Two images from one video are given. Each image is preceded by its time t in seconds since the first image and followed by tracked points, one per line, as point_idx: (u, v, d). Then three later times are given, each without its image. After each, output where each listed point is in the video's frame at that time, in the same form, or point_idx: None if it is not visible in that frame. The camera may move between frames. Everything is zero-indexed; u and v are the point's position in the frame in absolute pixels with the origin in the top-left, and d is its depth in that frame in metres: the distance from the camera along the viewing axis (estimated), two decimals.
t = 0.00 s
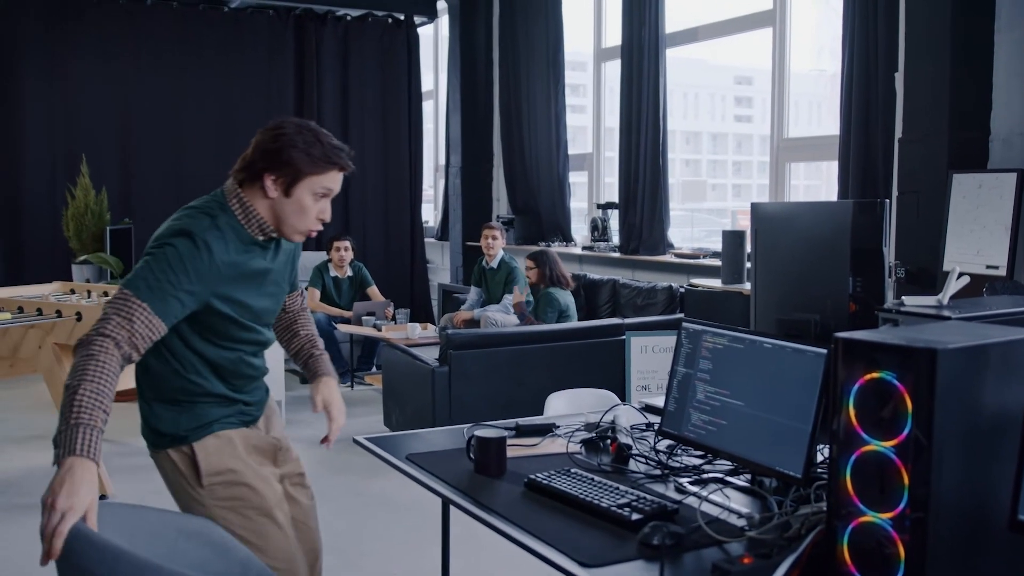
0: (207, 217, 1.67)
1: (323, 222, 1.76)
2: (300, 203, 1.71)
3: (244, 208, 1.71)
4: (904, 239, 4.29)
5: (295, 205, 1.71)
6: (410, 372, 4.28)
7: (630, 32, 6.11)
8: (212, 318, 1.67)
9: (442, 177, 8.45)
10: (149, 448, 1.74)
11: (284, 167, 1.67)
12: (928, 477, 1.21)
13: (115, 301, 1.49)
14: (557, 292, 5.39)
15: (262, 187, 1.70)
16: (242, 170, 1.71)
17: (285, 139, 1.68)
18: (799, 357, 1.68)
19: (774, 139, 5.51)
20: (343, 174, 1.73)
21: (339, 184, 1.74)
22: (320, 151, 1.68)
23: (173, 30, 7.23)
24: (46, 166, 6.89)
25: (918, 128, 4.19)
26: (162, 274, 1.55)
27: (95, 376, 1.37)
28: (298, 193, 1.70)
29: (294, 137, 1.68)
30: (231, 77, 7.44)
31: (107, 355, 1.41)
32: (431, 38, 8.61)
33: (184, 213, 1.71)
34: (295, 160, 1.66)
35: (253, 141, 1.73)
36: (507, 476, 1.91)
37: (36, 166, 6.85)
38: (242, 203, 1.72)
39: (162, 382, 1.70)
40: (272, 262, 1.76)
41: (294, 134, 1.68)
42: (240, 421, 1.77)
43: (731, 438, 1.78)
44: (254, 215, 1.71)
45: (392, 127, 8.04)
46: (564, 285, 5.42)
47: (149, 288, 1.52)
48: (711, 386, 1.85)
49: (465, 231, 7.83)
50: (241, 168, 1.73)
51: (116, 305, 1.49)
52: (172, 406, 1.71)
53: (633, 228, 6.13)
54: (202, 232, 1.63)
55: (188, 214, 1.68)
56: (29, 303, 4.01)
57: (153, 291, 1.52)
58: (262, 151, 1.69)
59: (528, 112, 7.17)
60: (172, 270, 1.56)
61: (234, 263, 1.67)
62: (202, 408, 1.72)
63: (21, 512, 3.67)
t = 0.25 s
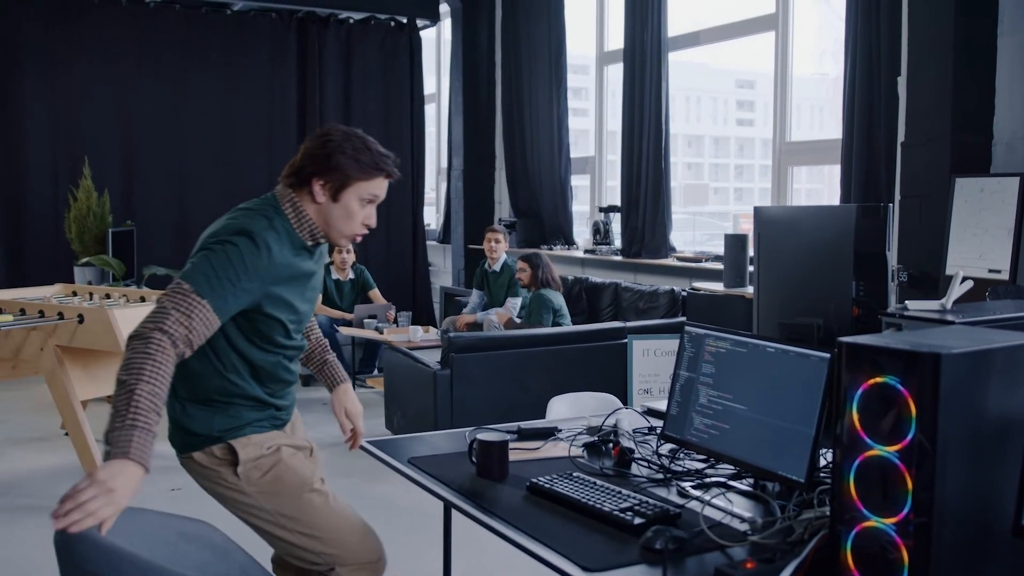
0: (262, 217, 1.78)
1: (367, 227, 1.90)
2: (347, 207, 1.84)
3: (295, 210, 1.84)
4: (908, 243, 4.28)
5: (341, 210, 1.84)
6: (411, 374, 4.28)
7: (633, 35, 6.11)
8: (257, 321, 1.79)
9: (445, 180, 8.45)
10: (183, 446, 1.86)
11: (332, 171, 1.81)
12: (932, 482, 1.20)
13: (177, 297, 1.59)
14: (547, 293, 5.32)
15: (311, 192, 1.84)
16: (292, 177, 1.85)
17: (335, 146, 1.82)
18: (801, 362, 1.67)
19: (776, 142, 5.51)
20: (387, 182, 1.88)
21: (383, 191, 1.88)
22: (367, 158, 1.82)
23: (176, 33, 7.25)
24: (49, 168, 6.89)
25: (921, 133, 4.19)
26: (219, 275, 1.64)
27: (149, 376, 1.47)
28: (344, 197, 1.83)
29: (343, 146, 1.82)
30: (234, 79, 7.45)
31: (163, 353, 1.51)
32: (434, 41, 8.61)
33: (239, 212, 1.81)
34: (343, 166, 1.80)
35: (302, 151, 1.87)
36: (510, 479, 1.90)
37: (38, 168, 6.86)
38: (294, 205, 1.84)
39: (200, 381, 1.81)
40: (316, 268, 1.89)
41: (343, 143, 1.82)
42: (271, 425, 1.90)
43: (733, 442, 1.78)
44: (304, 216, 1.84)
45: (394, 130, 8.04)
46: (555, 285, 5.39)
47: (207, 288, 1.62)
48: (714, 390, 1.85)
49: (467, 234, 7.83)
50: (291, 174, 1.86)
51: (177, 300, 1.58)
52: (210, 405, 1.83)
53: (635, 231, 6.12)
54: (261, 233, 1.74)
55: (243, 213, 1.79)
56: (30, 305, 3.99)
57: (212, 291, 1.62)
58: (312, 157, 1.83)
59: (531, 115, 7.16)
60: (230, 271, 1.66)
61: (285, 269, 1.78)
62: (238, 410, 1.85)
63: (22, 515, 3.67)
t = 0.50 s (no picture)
0: (300, 214, 1.80)
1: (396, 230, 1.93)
2: (379, 209, 1.87)
3: (329, 212, 1.85)
4: (908, 244, 4.28)
5: (374, 212, 1.87)
6: (412, 375, 4.28)
7: (633, 36, 6.11)
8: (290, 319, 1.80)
9: (445, 181, 8.45)
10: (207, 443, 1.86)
11: (366, 175, 1.84)
12: (934, 483, 1.20)
13: (212, 293, 1.63)
14: (544, 292, 5.31)
15: (343, 195, 1.86)
16: (325, 181, 1.87)
17: (368, 151, 1.85)
18: (803, 362, 1.67)
19: (777, 143, 5.51)
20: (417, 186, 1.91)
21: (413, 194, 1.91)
22: (400, 163, 1.86)
23: (177, 34, 7.25)
24: (49, 169, 6.89)
25: (922, 134, 4.18)
26: (257, 270, 1.67)
27: (206, 379, 1.57)
28: (377, 201, 1.86)
29: (376, 150, 1.86)
30: (234, 80, 7.45)
31: (210, 351, 1.59)
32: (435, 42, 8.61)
33: (277, 208, 1.83)
34: (377, 170, 1.84)
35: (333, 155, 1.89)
36: (510, 480, 1.90)
37: (39, 169, 6.86)
38: (329, 207, 1.86)
39: (230, 378, 1.82)
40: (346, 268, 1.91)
41: (376, 147, 1.86)
42: (297, 428, 1.89)
43: (734, 443, 1.78)
44: (337, 218, 1.86)
45: (395, 131, 8.04)
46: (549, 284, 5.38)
47: (245, 284, 1.66)
48: (715, 391, 1.84)
49: (468, 234, 7.84)
50: (323, 178, 1.89)
51: (214, 297, 1.63)
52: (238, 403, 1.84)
53: (636, 232, 6.12)
54: (303, 229, 1.76)
55: (281, 210, 1.81)
56: (32, 306, 4.01)
57: (251, 287, 1.66)
58: (345, 161, 1.85)
59: (532, 116, 7.16)
60: (268, 265, 1.68)
61: (324, 265, 1.80)
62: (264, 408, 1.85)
63: (23, 515, 3.66)
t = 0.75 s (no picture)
0: (348, 214, 1.74)
1: (432, 236, 1.88)
2: (418, 215, 1.82)
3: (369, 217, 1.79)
4: (909, 243, 4.28)
5: (412, 218, 1.82)
6: (413, 374, 4.27)
7: (634, 35, 6.10)
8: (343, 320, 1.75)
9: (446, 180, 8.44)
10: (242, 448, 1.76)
11: (405, 181, 1.79)
12: (936, 482, 1.20)
13: (284, 299, 1.58)
14: (545, 290, 5.30)
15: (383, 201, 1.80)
16: (363, 187, 1.81)
17: (407, 156, 1.80)
18: (804, 361, 1.67)
19: (778, 142, 5.50)
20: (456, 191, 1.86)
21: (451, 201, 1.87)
22: (438, 169, 1.81)
23: (177, 34, 7.25)
24: (50, 169, 6.89)
25: (922, 133, 4.18)
26: (323, 271, 1.61)
27: (297, 389, 1.57)
28: (416, 207, 1.81)
29: (414, 156, 1.81)
30: (235, 80, 7.45)
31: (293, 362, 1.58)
32: (435, 41, 8.60)
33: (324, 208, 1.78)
34: (416, 176, 1.79)
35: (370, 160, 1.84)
36: (512, 480, 1.90)
37: (40, 169, 6.86)
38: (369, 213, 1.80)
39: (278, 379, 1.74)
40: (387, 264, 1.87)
41: (415, 153, 1.81)
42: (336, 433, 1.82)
43: (736, 442, 1.78)
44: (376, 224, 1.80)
45: (395, 131, 8.04)
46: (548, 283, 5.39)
47: (313, 285, 1.60)
48: (717, 390, 1.84)
49: (468, 234, 7.84)
50: (361, 184, 1.83)
51: (286, 304, 1.57)
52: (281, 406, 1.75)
53: (636, 231, 6.12)
54: (358, 226, 1.71)
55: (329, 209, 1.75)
56: (33, 306, 4.02)
57: (320, 288, 1.60)
58: (384, 166, 1.80)
59: (532, 115, 7.16)
60: (332, 266, 1.63)
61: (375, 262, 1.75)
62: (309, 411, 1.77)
63: (24, 515, 3.66)
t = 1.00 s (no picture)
0: (397, 222, 1.72)
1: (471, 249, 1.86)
2: (458, 229, 1.80)
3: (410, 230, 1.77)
4: (909, 241, 4.28)
5: (453, 231, 1.80)
6: (412, 372, 4.27)
7: (634, 33, 6.10)
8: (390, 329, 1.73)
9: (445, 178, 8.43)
10: (281, 449, 1.75)
11: (447, 193, 1.77)
12: (936, 479, 1.20)
13: (356, 315, 1.55)
14: (546, 288, 5.29)
15: (423, 213, 1.78)
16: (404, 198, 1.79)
17: (449, 169, 1.78)
18: (804, 359, 1.66)
19: (777, 140, 5.50)
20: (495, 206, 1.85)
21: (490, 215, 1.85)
22: (480, 182, 1.79)
23: (176, 31, 7.24)
24: (49, 167, 6.88)
25: (922, 131, 4.18)
26: (385, 283, 1.60)
27: (362, 418, 1.55)
28: (456, 220, 1.79)
29: (455, 169, 1.79)
30: (234, 77, 7.44)
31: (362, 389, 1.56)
32: (434, 38, 8.59)
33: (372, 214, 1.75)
34: (457, 189, 1.77)
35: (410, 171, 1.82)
36: (511, 477, 1.90)
37: (39, 166, 6.85)
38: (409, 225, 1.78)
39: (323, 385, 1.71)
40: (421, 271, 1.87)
41: (457, 165, 1.79)
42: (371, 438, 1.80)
43: (735, 440, 1.77)
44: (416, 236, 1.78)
45: (395, 128, 8.03)
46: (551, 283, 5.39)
47: (376, 296, 1.58)
48: (716, 387, 1.84)
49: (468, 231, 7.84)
50: (402, 196, 1.81)
51: (357, 322, 1.55)
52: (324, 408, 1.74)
53: (636, 229, 6.12)
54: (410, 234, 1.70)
55: (379, 217, 1.73)
56: (32, 303, 4.01)
57: (383, 301, 1.59)
58: (425, 177, 1.78)
59: (531, 112, 7.16)
60: (392, 278, 1.62)
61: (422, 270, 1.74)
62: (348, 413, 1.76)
63: (24, 513, 3.66)
